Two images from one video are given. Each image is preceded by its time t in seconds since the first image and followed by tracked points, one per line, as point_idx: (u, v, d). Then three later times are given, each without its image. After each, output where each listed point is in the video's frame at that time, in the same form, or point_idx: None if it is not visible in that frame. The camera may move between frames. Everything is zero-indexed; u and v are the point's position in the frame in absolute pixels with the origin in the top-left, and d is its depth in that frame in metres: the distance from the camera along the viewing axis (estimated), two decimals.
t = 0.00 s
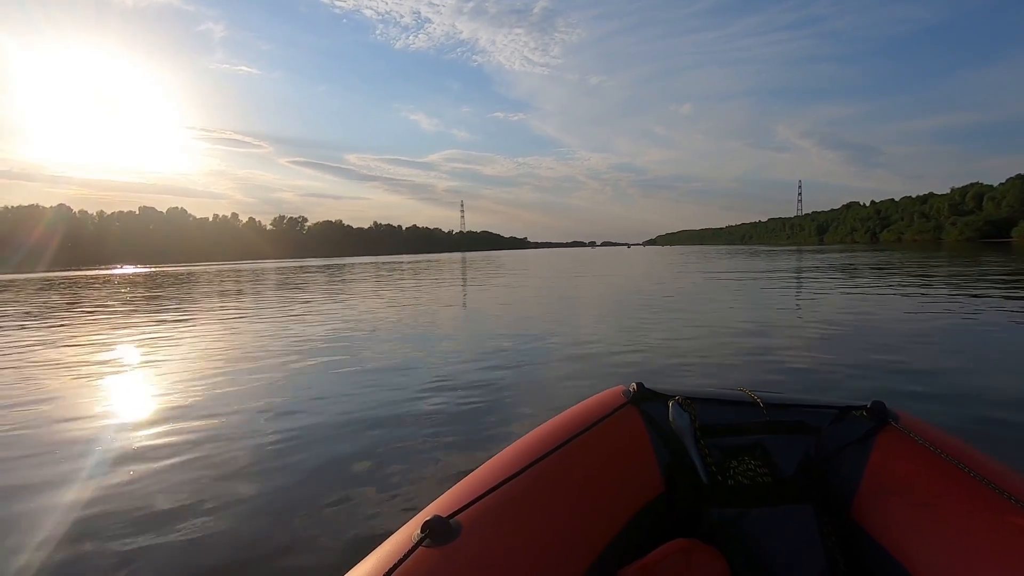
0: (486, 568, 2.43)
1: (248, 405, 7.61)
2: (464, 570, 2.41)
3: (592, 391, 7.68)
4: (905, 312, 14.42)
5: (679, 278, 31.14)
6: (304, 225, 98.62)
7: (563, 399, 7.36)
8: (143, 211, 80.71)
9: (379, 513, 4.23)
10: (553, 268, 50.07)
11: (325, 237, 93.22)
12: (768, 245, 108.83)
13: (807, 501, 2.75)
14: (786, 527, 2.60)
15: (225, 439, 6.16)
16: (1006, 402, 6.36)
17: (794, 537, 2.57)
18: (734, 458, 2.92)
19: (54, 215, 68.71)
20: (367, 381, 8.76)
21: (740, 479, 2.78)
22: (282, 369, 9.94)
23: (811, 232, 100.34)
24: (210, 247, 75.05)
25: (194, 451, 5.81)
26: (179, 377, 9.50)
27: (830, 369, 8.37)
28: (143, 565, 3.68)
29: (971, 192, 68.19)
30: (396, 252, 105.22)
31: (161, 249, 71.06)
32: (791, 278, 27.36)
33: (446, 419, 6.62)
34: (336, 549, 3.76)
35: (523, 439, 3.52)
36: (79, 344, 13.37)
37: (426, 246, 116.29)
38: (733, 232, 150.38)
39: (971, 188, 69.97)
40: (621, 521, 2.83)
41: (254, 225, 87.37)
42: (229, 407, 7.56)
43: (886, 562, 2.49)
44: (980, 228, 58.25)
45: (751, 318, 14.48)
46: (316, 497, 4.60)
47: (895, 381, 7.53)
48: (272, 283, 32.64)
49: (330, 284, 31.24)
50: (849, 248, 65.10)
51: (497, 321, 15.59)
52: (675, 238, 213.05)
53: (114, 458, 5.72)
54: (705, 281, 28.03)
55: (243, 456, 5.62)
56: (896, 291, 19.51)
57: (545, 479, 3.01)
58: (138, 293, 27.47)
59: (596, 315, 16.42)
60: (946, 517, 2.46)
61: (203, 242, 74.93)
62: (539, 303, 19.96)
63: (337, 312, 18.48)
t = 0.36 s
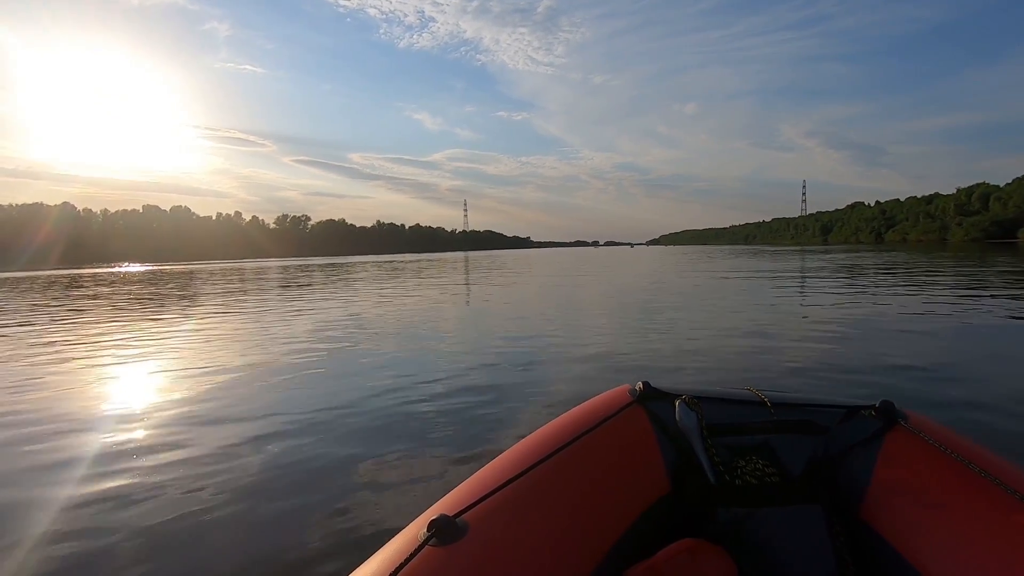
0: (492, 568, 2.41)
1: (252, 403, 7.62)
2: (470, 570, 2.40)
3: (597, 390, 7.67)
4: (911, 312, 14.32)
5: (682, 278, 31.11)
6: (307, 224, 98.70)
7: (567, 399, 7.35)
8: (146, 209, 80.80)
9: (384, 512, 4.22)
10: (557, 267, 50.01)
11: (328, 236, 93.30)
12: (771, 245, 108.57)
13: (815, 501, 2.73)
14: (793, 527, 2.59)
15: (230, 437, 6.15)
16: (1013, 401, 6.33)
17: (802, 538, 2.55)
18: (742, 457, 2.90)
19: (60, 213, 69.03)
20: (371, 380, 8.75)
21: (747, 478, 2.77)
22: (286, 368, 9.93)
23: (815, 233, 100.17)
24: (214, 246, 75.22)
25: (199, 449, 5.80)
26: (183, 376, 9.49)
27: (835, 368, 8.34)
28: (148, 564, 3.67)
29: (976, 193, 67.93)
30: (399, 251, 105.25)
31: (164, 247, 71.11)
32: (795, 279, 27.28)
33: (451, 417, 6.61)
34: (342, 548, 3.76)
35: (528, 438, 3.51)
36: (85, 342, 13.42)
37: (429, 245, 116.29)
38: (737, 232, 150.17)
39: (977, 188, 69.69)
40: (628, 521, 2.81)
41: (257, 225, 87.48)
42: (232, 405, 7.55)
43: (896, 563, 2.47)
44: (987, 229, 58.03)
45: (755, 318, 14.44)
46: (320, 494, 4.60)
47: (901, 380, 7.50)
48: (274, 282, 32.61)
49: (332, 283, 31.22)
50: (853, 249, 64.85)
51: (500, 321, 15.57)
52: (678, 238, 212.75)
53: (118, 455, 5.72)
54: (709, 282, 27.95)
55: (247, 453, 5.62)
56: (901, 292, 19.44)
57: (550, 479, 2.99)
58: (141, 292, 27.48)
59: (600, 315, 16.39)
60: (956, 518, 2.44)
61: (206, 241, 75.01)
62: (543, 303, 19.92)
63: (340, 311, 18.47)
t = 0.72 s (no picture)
0: (493, 568, 2.42)
1: (256, 402, 7.64)
2: (471, 569, 2.40)
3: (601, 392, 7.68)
4: (916, 314, 14.25)
5: (686, 279, 31.05)
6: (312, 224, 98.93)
7: (571, 399, 7.36)
8: (152, 208, 81.05)
9: (388, 512, 4.24)
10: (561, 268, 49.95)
11: (333, 236, 93.49)
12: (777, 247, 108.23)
13: (818, 503, 2.72)
14: (796, 529, 2.58)
15: (235, 436, 6.17)
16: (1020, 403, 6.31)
17: (804, 540, 2.54)
18: (745, 458, 2.89)
19: (65, 211, 69.20)
20: (375, 380, 8.76)
21: (749, 479, 2.76)
22: (290, 367, 9.95)
23: (821, 234, 99.82)
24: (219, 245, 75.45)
25: (204, 448, 5.82)
26: (188, 375, 9.52)
27: (840, 370, 8.32)
28: (154, 562, 3.69)
29: (984, 195, 67.56)
30: (403, 251, 105.36)
31: (169, 246, 71.32)
32: (800, 280, 27.21)
33: (454, 417, 6.63)
34: (346, 547, 3.77)
35: (531, 438, 3.51)
36: (90, 341, 13.46)
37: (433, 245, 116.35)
38: (741, 233, 149.78)
39: (984, 190, 69.31)
40: (631, 519, 2.82)
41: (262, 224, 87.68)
42: (236, 404, 7.57)
43: (899, 566, 2.47)
44: (994, 230, 57.70)
45: (760, 319, 14.41)
46: (325, 494, 4.61)
47: (907, 382, 7.48)
48: (278, 282, 32.66)
49: (337, 283, 31.27)
50: (859, 250, 64.53)
51: (504, 321, 15.57)
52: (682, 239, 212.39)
53: (123, 454, 5.74)
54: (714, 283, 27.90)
55: (251, 453, 5.63)
56: (907, 294, 19.37)
57: (552, 479, 2.99)
58: (146, 290, 27.55)
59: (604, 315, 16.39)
60: (960, 521, 2.43)
61: (211, 240, 75.23)
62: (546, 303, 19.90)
63: (344, 311, 18.49)
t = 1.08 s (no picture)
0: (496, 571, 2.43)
1: (258, 406, 7.66)
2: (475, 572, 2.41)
3: (602, 395, 7.71)
4: (916, 318, 14.27)
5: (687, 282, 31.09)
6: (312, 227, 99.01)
7: (572, 403, 7.38)
8: (152, 212, 81.16)
9: (389, 517, 4.26)
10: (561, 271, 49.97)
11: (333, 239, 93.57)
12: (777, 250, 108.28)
13: (820, 507, 2.73)
14: (798, 532, 2.59)
15: (236, 441, 6.20)
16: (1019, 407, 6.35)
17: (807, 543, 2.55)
18: (747, 461, 2.90)
19: (66, 215, 69.30)
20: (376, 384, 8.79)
21: (752, 483, 2.77)
22: (291, 371, 9.98)
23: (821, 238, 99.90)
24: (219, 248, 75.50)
25: (205, 452, 5.85)
26: (189, 379, 9.55)
27: (840, 374, 8.36)
28: (157, 568, 3.72)
29: (984, 198, 67.64)
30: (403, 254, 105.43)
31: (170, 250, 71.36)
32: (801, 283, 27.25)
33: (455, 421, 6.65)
34: (348, 552, 3.80)
35: (533, 441, 3.52)
36: (91, 345, 13.48)
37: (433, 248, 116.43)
38: (741, 237, 149.90)
39: (985, 193, 69.40)
40: (633, 523, 2.83)
41: (263, 228, 87.75)
42: (237, 408, 7.59)
43: (900, 569, 2.48)
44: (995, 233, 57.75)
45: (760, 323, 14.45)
46: (326, 499, 4.64)
47: (906, 386, 7.52)
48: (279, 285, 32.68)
49: (337, 286, 31.32)
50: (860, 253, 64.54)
51: (505, 324, 15.59)
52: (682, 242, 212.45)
53: (124, 459, 5.77)
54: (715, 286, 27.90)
55: (252, 458, 5.66)
56: (907, 298, 19.41)
57: (554, 482, 3.00)
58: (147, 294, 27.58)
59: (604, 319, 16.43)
60: (961, 524, 2.45)
61: (212, 244, 75.28)
62: (548, 306, 19.90)
63: (345, 314, 18.53)
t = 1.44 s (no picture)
0: None
1: (258, 411, 7.67)
2: None
3: (602, 402, 7.71)
4: (919, 326, 14.24)
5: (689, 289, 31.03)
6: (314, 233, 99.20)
7: (572, 410, 7.39)
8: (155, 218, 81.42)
9: (388, 522, 4.26)
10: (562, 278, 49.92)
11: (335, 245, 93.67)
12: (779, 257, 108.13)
13: (820, 515, 2.73)
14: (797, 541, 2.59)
15: (235, 445, 6.21)
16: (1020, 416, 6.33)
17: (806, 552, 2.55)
18: (747, 470, 2.91)
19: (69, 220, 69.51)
20: (376, 390, 8.79)
21: (752, 491, 2.77)
22: (291, 376, 9.99)
23: (824, 245, 99.77)
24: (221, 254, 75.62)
25: (205, 457, 5.85)
26: (189, 383, 9.56)
27: (841, 382, 8.34)
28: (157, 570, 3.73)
29: (987, 206, 67.56)
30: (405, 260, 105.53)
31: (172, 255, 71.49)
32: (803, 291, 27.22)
33: (455, 427, 6.65)
34: (347, 557, 3.80)
35: (533, 449, 3.52)
36: (91, 349, 13.49)
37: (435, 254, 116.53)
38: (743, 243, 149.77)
39: (988, 201, 69.33)
40: (634, 529, 2.84)
41: (265, 233, 87.92)
42: (237, 413, 7.60)
43: None
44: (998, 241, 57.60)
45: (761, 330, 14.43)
46: (326, 504, 4.64)
47: (907, 394, 7.50)
48: (280, 291, 32.67)
49: (339, 293, 31.33)
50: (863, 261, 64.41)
51: (506, 331, 15.59)
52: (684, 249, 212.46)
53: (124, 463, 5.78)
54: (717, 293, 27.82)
55: (251, 462, 5.66)
56: (909, 306, 19.37)
57: (555, 490, 3.00)
58: (148, 299, 27.60)
59: (605, 325, 16.43)
60: (961, 534, 2.45)
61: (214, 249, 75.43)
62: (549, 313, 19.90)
63: (346, 320, 18.53)
